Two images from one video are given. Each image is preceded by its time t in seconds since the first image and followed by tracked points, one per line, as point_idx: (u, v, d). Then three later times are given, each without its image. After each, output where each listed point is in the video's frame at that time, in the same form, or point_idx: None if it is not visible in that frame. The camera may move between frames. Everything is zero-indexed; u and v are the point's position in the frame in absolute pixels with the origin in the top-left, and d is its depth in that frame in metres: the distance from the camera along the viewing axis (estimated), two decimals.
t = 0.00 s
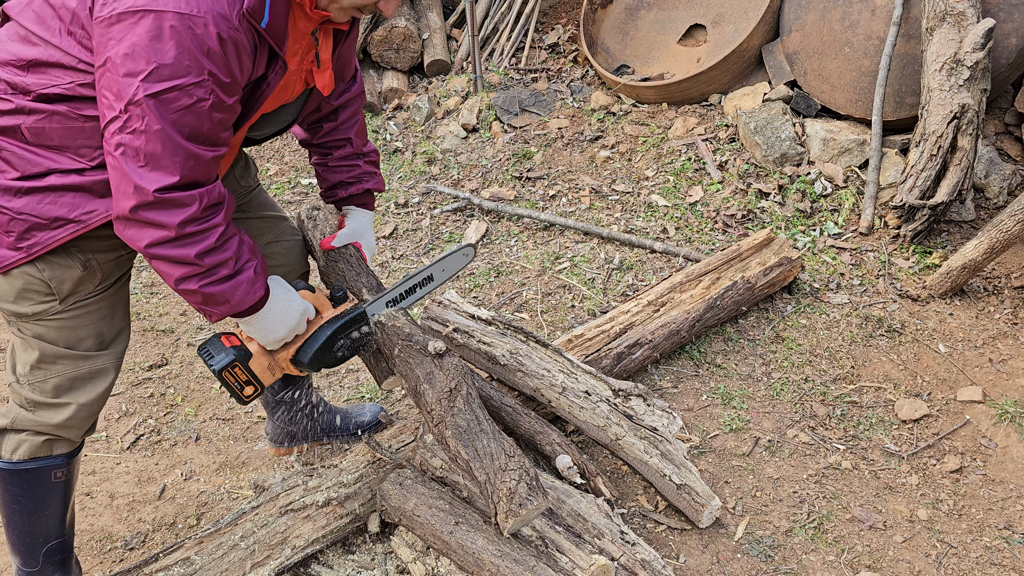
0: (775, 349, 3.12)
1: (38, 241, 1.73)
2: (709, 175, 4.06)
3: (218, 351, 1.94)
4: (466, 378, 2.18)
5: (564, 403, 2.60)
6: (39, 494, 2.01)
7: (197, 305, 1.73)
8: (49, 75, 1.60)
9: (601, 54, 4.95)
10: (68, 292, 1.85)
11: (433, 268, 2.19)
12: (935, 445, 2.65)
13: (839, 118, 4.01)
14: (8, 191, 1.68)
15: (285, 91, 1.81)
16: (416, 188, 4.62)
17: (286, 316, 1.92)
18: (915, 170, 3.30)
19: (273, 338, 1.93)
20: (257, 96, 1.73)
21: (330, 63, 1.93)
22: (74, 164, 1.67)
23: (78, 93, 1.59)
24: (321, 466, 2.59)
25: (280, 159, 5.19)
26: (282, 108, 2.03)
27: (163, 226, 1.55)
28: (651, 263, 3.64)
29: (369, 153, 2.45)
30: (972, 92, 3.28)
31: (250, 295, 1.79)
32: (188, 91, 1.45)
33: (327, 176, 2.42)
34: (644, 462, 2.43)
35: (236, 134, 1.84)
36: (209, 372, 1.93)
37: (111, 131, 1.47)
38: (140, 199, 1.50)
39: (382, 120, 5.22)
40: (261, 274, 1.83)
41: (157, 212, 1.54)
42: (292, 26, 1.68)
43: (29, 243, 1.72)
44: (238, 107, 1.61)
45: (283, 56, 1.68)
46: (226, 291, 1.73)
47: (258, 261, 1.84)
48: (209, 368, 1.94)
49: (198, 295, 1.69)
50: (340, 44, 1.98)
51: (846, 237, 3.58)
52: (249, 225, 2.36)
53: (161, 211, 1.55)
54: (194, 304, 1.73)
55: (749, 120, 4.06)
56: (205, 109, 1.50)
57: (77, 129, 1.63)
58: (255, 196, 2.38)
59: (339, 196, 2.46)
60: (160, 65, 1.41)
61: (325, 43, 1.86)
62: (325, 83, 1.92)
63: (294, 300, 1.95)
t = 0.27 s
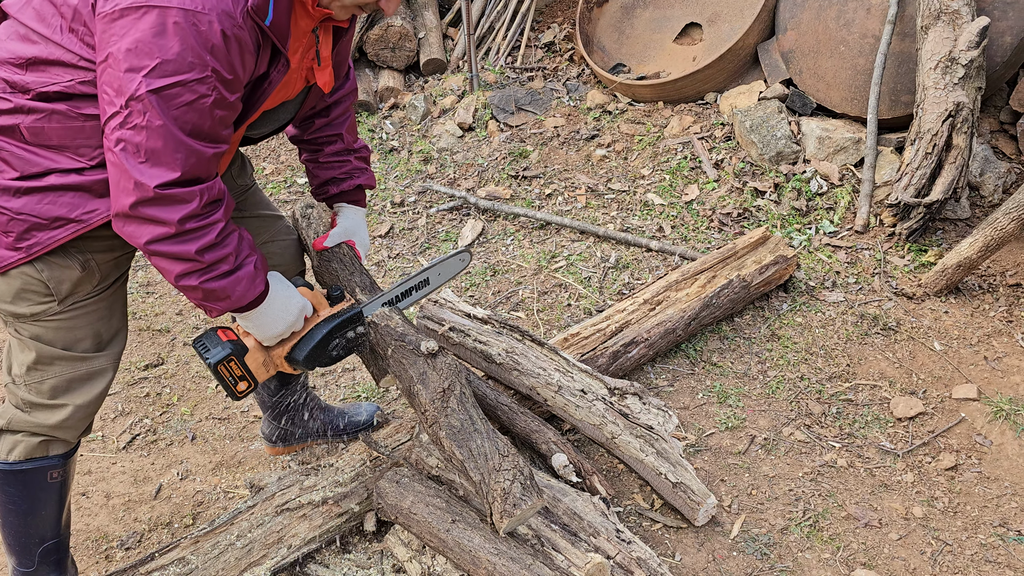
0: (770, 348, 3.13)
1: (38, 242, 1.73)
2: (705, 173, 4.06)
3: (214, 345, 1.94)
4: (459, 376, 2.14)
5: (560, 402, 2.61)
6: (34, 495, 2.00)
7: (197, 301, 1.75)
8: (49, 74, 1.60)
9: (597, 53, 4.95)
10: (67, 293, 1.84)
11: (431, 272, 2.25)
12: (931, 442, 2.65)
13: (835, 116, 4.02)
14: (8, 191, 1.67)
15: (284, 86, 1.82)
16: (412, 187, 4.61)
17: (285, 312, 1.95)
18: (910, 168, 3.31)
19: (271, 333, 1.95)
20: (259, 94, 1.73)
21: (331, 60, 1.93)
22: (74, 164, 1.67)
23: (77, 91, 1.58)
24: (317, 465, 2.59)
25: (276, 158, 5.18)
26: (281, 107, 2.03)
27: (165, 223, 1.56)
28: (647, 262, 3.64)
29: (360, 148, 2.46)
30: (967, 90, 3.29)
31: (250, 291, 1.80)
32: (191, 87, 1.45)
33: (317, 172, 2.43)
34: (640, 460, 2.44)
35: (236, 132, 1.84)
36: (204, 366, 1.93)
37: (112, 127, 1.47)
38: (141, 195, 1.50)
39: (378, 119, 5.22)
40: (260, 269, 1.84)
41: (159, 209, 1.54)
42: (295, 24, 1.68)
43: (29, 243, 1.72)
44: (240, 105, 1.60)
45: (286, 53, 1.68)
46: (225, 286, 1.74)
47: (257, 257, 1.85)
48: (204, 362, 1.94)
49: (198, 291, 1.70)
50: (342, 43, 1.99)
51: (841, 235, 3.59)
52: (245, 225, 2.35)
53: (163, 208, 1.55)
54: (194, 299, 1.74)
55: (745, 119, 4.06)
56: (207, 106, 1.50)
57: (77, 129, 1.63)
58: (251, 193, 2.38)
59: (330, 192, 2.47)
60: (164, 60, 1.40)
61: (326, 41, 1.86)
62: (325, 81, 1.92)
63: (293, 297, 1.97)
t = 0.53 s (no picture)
0: (769, 347, 3.13)
1: (47, 239, 1.72)
2: (704, 173, 4.06)
3: (208, 332, 1.91)
4: (452, 376, 2.15)
5: (558, 401, 2.61)
6: (32, 496, 2.00)
7: (197, 287, 1.73)
8: (53, 64, 1.59)
9: (595, 52, 4.95)
10: (68, 296, 1.84)
11: (425, 275, 2.30)
12: (929, 441, 2.65)
13: (833, 116, 4.02)
14: (14, 189, 1.66)
15: (292, 77, 1.82)
16: (411, 187, 4.61)
17: (283, 303, 1.93)
18: (908, 167, 3.31)
19: (267, 324, 1.93)
20: (267, 79, 1.73)
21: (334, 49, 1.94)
22: (80, 157, 1.66)
23: (82, 77, 1.58)
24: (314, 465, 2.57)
25: (274, 158, 5.18)
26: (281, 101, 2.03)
27: (167, 202, 1.54)
28: (645, 261, 3.64)
29: (343, 137, 2.45)
30: (965, 89, 3.29)
31: (251, 276, 1.79)
32: (199, 62, 1.45)
33: (301, 162, 2.43)
34: (639, 460, 2.44)
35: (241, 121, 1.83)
36: (196, 353, 1.88)
37: (117, 104, 1.46)
38: (146, 173, 1.49)
39: (376, 118, 5.21)
40: (261, 255, 1.83)
41: (162, 188, 1.52)
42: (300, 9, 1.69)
43: (38, 241, 1.72)
44: (247, 85, 1.60)
45: (294, 35, 1.69)
46: (226, 271, 1.72)
47: (258, 243, 1.84)
48: (196, 349, 1.89)
49: (198, 275, 1.68)
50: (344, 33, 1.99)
51: (840, 234, 3.59)
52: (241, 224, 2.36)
53: (166, 187, 1.53)
54: (193, 284, 1.72)
55: (743, 118, 4.06)
56: (215, 83, 1.49)
57: (83, 121, 1.62)
58: (247, 192, 2.39)
59: (314, 181, 2.47)
60: (173, 34, 1.40)
61: (329, 29, 1.88)
62: (328, 69, 1.93)
63: (292, 288, 1.95)
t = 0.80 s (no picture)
0: (769, 348, 3.13)
1: (53, 241, 1.73)
2: (704, 174, 4.07)
3: (206, 328, 1.93)
4: (448, 379, 2.14)
5: (558, 402, 2.61)
6: (33, 498, 2.00)
7: (197, 283, 1.73)
8: (60, 63, 1.59)
9: (595, 53, 4.96)
10: (72, 299, 1.85)
11: (423, 279, 2.29)
12: (929, 442, 2.66)
13: (833, 117, 4.02)
14: (19, 191, 1.66)
15: (298, 78, 1.83)
16: (411, 188, 4.62)
17: (281, 302, 1.93)
18: (908, 168, 3.31)
19: (264, 322, 1.93)
20: (274, 78, 1.74)
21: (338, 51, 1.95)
22: (86, 158, 1.67)
23: (87, 76, 1.58)
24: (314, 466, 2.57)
25: (275, 159, 5.19)
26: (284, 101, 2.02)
27: (170, 199, 1.54)
28: (645, 262, 3.64)
29: (338, 135, 2.46)
30: (965, 90, 3.29)
31: (251, 274, 1.79)
32: (208, 59, 1.44)
33: (294, 161, 2.44)
34: (639, 461, 2.44)
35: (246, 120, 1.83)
36: (193, 348, 1.90)
37: (124, 99, 1.46)
38: (149, 169, 1.48)
39: (377, 119, 5.22)
40: (262, 253, 1.83)
41: (165, 185, 1.52)
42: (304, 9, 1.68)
43: (44, 243, 1.72)
44: (254, 84, 1.59)
45: (302, 34, 1.68)
46: (226, 269, 1.72)
47: (259, 241, 1.83)
48: (193, 345, 1.91)
49: (198, 272, 1.68)
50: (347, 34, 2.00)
51: (840, 235, 3.59)
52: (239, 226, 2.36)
53: (169, 184, 1.53)
54: (193, 281, 1.72)
55: (743, 119, 4.07)
56: (222, 81, 1.49)
57: (89, 122, 1.62)
58: (248, 194, 2.40)
59: (309, 179, 2.47)
60: (182, 31, 1.40)
61: (334, 30, 1.86)
62: (333, 71, 1.91)
63: (290, 287, 1.96)
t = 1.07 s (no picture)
0: (769, 347, 3.13)
1: (61, 237, 1.73)
2: (704, 173, 4.07)
3: (198, 318, 1.90)
4: (440, 379, 2.15)
5: (558, 401, 2.62)
6: (35, 497, 2.00)
7: (194, 274, 1.71)
8: (64, 59, 1.59)
9: (596, 52, 4.96)
10: (75, 299, 1.85)
11: (419, 283, 2.30)
12: (929, 441, 2.66)
13: (833, 116, 4.02)
14: (26, 188, 1.66)
15: (301, 71, 1.84)
16: (412, 187, 4.62)
17: (276, 295, 1.92)
18: (908, 167, 3.31)
19: (258, 315, 1.91)
20: (277, 69, 1.74)
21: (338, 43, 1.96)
22: (92, 154, 1.68)
23: (92, 70, 1.58)
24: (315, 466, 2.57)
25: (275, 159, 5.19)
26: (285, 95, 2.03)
27: (168, 187, 1.52)
28: (646, 261, 3.64)
29: (328, 130, 2.43)
30: (965, 89, 3.29)
31: (249, 265, 1.77)
32: (208, 46, 1.44)
33: (282, 154, 2.42)
34: (640, 460, 2.44)
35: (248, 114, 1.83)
36: (183, 337, 1.86)
37: (124, 87, 1.45)
38: (147, 157, 1.47)
39: (377, 119, 5.22)
40: (260, 244, 1.81)
41: (163, 172, 1.51)
42: None
43: (52, 240, 1.72)
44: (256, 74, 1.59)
45: (304, 22, 1.69)
46: (224, 259, 1.71)
47: (257, 231, 1.82)
48: (184, 334, 1.87)
49: (196, 262, 1.66)
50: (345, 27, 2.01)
51: (840, 234, 3.60)
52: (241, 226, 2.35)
53: (167, 172, 1.52)
54: (191, 271, 1.70)
55: (744, 118, 4.06)
56: (223, 69, 1.49)
57: (94, 117, 1.63)
58: (251, 193, 2.38)
59: (296, 173, 2.45)
60: (183, 17, 1.40)
61: (335, 22, 1.87)
62: (335, 62, 1.92)
63: (286, 280, 1.95)
